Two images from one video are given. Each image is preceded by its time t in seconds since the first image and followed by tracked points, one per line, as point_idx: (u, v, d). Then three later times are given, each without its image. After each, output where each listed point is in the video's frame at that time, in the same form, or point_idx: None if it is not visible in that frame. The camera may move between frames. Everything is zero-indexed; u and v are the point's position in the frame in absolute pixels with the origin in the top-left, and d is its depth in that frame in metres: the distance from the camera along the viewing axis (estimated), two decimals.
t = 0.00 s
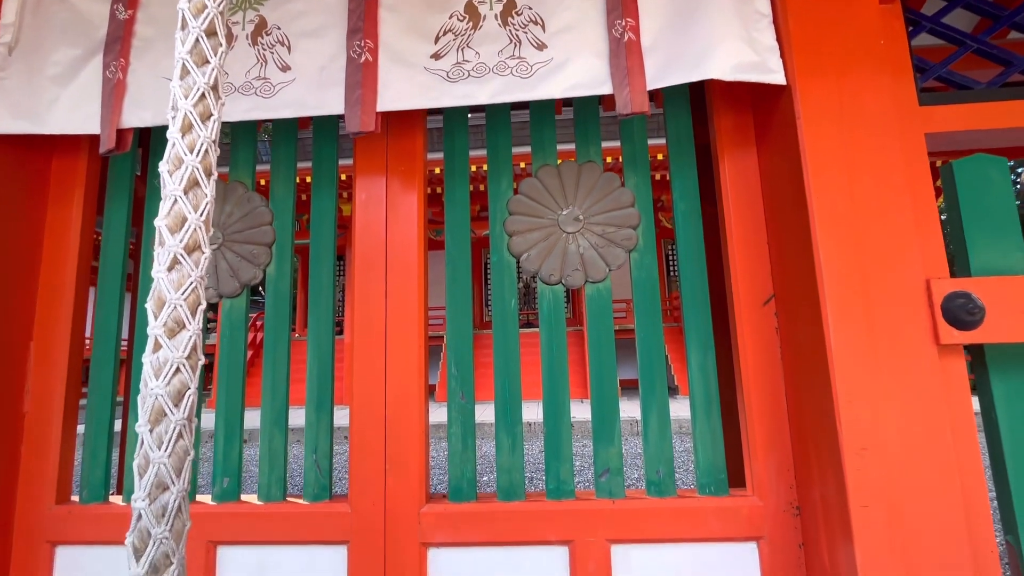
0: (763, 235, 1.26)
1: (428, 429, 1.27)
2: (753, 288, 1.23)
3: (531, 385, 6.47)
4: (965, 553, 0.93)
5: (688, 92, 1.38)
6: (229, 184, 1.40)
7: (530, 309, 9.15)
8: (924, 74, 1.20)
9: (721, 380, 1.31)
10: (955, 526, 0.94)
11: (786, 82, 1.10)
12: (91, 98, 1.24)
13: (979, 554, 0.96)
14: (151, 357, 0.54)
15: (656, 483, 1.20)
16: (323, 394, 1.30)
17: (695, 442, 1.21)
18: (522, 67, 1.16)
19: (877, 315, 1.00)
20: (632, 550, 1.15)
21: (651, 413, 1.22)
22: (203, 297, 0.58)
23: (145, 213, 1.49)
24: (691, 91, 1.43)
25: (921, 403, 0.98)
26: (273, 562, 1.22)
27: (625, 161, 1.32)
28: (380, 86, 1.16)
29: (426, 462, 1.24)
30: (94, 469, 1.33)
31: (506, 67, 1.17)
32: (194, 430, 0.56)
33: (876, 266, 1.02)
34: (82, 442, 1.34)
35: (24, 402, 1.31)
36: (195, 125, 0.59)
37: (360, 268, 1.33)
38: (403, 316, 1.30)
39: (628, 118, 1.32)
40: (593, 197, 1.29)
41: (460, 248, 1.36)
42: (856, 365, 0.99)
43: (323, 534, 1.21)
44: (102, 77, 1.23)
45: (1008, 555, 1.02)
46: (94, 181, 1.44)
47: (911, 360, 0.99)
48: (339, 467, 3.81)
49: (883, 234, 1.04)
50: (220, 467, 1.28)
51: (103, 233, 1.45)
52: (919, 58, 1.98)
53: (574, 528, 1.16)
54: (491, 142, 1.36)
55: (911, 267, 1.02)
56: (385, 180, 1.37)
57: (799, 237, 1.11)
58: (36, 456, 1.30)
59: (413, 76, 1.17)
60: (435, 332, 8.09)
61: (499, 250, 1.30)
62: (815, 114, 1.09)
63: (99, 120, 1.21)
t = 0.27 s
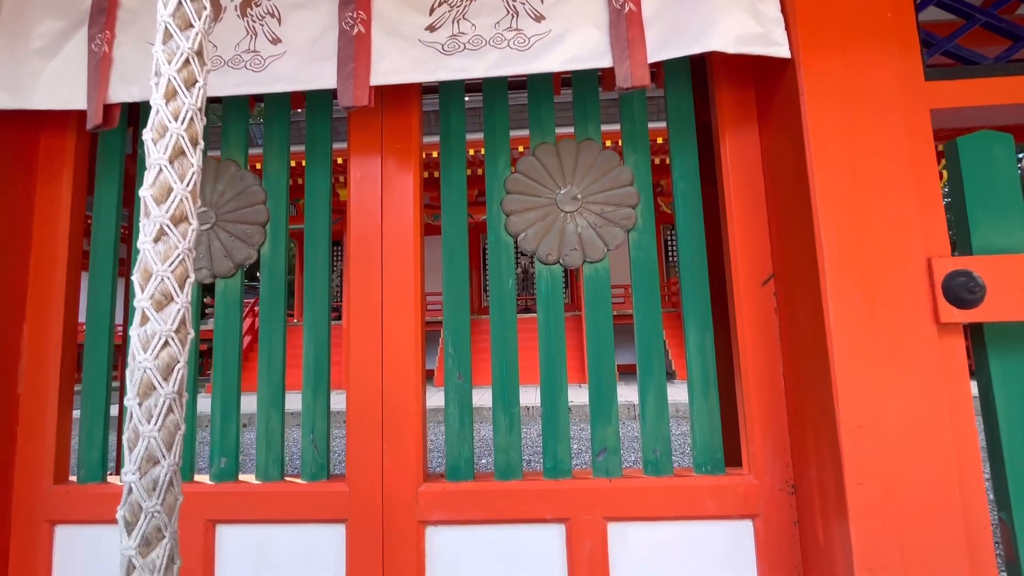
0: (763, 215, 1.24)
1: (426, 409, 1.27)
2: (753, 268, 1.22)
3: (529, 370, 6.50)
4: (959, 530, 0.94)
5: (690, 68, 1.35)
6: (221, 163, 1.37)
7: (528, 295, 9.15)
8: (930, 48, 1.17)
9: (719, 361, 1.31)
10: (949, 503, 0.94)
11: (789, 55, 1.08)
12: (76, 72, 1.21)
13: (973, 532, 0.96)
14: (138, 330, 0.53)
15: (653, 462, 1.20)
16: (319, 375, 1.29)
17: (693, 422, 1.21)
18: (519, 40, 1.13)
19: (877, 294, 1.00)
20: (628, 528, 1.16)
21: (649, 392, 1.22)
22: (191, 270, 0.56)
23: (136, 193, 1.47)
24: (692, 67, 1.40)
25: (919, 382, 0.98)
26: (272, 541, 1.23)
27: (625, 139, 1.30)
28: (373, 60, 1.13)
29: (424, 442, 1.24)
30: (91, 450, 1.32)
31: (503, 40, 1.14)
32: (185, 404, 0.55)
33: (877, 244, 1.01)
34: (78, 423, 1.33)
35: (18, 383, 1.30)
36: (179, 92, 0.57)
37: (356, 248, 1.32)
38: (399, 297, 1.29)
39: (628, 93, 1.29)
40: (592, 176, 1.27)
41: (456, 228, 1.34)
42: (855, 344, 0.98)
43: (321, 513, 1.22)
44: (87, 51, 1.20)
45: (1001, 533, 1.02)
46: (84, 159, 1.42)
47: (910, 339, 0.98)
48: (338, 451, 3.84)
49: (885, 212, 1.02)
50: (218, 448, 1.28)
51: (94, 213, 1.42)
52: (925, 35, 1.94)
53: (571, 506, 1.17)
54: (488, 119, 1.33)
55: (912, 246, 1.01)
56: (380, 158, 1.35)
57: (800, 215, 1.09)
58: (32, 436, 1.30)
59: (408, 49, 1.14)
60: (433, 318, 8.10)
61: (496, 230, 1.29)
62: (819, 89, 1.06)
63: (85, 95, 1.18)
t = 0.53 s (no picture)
0: (767, 187, 1.22)
1: (422, 384, 1.25)
2: (755, 241, 1.20)
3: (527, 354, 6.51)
4: (958, 502, 0.93)
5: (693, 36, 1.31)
6: (211, 134, 1.33)
7: (527, 279, 9.13)
8: (942, 13, 1.14)
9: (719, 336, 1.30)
10: (949, 475, 0.94)
11: (796, 18, 1.04)
12: (55, 36, 1.17)
13: (971, 504, 0.96)
14: (119, 290, 0.51)
15: (651, 437, 1.19)
16: (315, 350, 1.28)
17: (692, 397, 1.20)
18: (517, 2, 1.09)
19: (881, 266, 0.98)
20: (626, 502, 1.16)
21: (648, 367, 1.20)
22: (174, 229, 0.54)
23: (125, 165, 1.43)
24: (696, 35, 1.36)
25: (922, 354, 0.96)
26: (269, 515, 1.22)
27: (626, 109, 1.26)
28: (365, 23, 1.09)
29: (420, 417, 1.23)
30: (85, 426, 1.31)
31: (500, 2, 1.09)
32: (170, 367, 0.53)
33: (882, 215, 0.99)
34: (71, 399, 1.32)
35: (9, 358, 1.29)
36: (157, 40, 0.54)
37: (350, 221, 1.29)
38: (395, 271, 1.27)
39: (629, 61, 1.26)
40: (592, 147, 1.24)
41: (453, 201, 1.31)
42: (857, 316, 0.97)
43: (318, 488, 1.21)
44: (67, 14, 1.15)
45: (999, 505, 1.02)
46: (69, 130, 1.38)
47: (914, 311, 0.97)
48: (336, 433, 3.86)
49: (891, 182, 1.00)
50: (213, 423, 1.27)
51: (82, 186, 1.39)
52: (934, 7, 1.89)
53: (569, 481, 1.16)
54: (486, 88, 1.29)
55: (919, 216, 0.99)
56: (374, 130, 1.31)
57: (804, 186, 1.07)
58: (25, 412, 1.28)
59: (401, 12, 1.10)
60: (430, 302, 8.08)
61: (494, 203, 1.26)
62: (827, 54, 1.03)
63: (65, 60, 1.14)
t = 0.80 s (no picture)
0: (773, 151, 1.18)
1: (419, 354, 1.23)
2: (761, 207, 1.17)
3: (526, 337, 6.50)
4: (965, 468, 0.92)
5: None
6: (198, 96, 1.28)
7: (526, 263, 9.10)
8: None
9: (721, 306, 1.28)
10: (956, 440, 0.92)
11: None
12: None
13: (978, 470, 0.94)
14: (91, 229, 0.48)
15: (652, 406, 1.17)
16: (309, 319, 1.25)
17: (694, 366, 1.18)
18: None
19: (891, 227, 0.95)
20: (626, 471, 1.15)
21: (649, 336, 1.18)
22: (150, 166, 0.51)
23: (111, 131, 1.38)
24: None
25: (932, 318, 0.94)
26: (265, 486, 1.21)
27: (629, 69, 1.22)
28: None
29: (417, 387, 1.21)
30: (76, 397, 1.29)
31: None
32: (148, 313, 0.50)
33: (894, 175, 0.96)
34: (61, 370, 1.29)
35: None
36: None
37: (344, 187, 1.25)
38: (390, 238, 1.23)
39: (632, 19, 1.21)
40: (593, 109, 1.20)
41: (450, 167, 1.27)
42: (866, 278, 0.94)
43: (314, 458, 1.20)
44: None
45: (1005, 472, 1.01)
46: (51, 93, 1.33)
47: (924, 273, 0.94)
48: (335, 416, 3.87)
49: (904, 141, 0.96)
50: (207, 392, 1.25)
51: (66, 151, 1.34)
52: None
53: (568, 450, 1.15)
54: (483, 48, 1.24)
55: (932, 176, 0.95)
56: (368, 93, 1.27)
57: (813, 146, 1.03)
58: (14, 383, 1.26)
59: None
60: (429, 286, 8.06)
61: (492, 167, 1.22)
62: (840, 6, 0.98)
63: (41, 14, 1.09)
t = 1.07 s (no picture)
0: (782, 117, 1.14)
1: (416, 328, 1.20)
2: (767, 175, 1.14)
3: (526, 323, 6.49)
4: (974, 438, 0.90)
5: None
6: (186, 61, 1.23)
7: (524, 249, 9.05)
8: None
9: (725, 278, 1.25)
10: (965, 410, 0.90)
11: None
12: None
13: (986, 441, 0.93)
14: (61, 170, 0.45)
15: (654, 380, 1.15)
16: (304, 293, 1.22)
17: (697, 339, 1.16)
18: None
19: (904, 192, 0.92)
20: (627, 446, 1.13)
21: (652, 309, 1.16)
22: (124, 105, 0.48)
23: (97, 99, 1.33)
24: None
25: (943, 286, 0.91)
26: (261, 461, 1.19)
27: (633, 33, 1.17)
28: None
29: (414, 362, 1.19)
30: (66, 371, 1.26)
31: None
32: (125, 262, 0.47)
33: (908, 138, 0.92)
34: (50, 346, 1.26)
35: None
36: None
37: (338, 156, 1.21)
38: (386, 210, 1.20)
39: None
40: (596, 74, 1.16)
41: (448, 135, 1.22)
42: (877, 245, 0.91)
43: (310, 432, 1.18)
44: None
45: (1013, 444, 1.00)
46: (33, 58, 1.28)
47: (936, 239, 0.91)
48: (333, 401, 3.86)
49: (919, 102, 0.93)
50: (200, 367, 1.23)
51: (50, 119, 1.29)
52: None
53: (569, 424, 1.13)
54: (482, 10, 1.20)
55: (947, 139, 0.92)
56: (362, 58, 1.22)
57: (824, 109, 0.99)
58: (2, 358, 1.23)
59: None
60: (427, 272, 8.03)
61: (491, 135, 1.18)
62: None
63: None
